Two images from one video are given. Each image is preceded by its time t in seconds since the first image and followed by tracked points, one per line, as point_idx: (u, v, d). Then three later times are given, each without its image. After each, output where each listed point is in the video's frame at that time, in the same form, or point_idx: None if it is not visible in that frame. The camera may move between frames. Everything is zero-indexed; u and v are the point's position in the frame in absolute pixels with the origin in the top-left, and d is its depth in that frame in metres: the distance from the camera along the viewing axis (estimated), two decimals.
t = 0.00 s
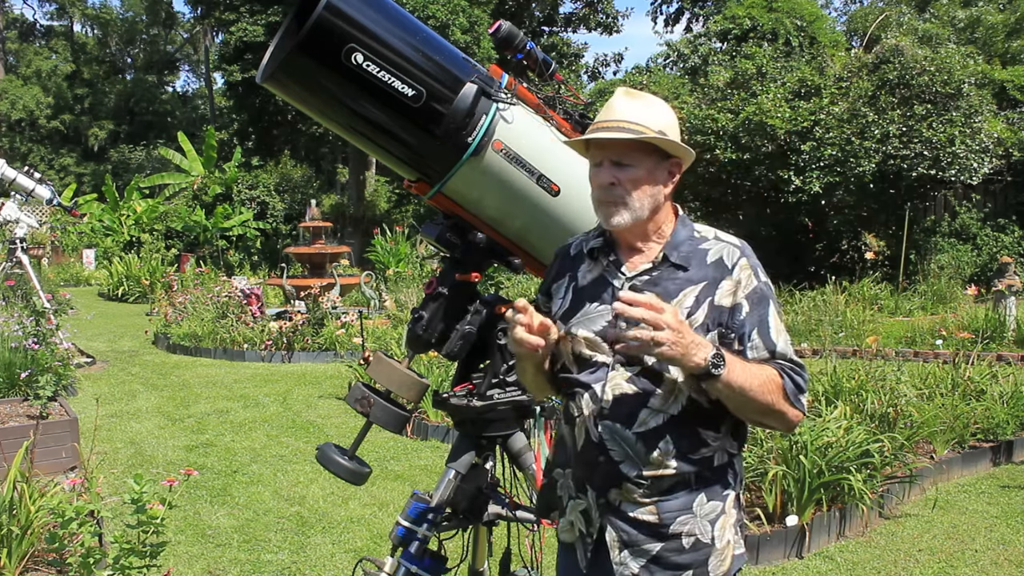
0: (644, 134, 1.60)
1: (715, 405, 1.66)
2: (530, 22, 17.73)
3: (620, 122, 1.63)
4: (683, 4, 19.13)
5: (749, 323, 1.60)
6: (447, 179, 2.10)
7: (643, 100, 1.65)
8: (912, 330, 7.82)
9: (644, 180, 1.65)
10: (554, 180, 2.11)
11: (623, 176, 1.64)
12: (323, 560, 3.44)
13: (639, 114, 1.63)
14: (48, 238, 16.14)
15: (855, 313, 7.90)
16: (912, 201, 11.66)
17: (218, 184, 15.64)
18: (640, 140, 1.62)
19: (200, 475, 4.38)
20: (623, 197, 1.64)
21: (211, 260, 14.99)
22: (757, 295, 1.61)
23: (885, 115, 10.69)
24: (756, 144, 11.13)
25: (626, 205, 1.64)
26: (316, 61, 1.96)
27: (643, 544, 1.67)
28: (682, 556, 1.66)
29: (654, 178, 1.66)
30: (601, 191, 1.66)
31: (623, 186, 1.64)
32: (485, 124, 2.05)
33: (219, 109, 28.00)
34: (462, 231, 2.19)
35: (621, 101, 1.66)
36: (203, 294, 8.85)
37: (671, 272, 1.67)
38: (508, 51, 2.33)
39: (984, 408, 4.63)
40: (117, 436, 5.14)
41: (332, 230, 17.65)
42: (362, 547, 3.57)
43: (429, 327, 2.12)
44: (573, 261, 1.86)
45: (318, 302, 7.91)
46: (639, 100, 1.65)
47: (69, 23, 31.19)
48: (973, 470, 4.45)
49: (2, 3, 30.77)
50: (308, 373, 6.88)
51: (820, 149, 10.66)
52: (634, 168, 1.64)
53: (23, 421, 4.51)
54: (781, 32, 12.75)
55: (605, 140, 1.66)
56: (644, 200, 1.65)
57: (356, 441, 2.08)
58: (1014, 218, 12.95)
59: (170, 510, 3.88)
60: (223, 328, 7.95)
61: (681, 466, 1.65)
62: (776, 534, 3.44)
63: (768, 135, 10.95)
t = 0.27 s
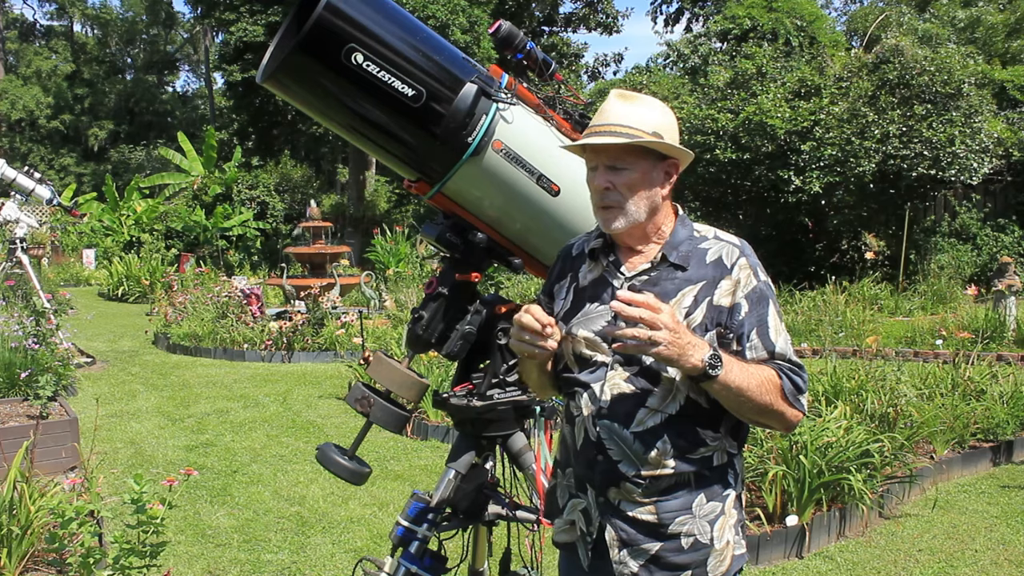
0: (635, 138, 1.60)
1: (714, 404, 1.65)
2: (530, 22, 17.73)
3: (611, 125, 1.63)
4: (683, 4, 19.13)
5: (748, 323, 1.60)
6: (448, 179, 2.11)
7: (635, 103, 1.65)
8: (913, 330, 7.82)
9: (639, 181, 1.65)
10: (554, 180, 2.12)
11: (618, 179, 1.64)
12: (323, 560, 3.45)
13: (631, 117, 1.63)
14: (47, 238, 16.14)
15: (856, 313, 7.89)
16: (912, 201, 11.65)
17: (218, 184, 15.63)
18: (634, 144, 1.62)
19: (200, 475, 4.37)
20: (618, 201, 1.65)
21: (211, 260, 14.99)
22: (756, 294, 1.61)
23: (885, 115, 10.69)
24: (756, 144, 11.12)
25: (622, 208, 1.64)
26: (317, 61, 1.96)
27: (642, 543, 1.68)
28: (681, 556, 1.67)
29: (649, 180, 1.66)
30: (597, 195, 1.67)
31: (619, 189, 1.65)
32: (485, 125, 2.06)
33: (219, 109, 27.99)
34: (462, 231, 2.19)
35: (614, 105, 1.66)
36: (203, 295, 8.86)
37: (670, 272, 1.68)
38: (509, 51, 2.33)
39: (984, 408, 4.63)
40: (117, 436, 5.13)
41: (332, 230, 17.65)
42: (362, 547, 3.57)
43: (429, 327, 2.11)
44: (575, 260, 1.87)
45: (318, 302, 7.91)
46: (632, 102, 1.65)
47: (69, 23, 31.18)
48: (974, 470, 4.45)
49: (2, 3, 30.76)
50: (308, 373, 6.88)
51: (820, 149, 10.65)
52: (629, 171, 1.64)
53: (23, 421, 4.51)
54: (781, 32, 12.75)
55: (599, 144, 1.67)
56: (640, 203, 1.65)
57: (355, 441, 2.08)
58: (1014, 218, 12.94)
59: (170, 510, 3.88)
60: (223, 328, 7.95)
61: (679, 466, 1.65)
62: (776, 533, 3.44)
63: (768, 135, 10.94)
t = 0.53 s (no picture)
0: (641, 132, 1.59)
1: (715, 404, 1.65)
2: (530, 22, 17.72)
3: (615, 122, 1.63)
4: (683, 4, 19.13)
5: (748, 322, 1.60)
6: (448, 180, 2.11)
7: (636, 101, 1.65)
8: (913, 330, 7.82)
9: (645, 177, 1.64)
10: (554, 180, 2.13)
11: (624, 176, 1.64)
12: (323, 560, 3.45)
13: (634, 113, 1.63)
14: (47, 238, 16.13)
15: (856, 313, 7.89)
16: (912, 201, 11.65)
17: (218, 184, 15.63)
18: (638, 139, 1.62)
19: (200, 475, 4.37)
20: (624, 197, 1.63)
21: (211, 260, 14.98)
22: (755, 293, 1.61)
23: (885, 115, 10.69)
24: (756, 144, 11.11)
25: (628, 204, 1.63)
26: (317, 62, 1.96)
27: (644, 544, 1.68)
28: (683, 556, 1.66)
29: (653, 175, 1.65)
30: (602, 194, 1.66)
31: (625, 186, 1.64)
32: (485, 125, 2.06)
33: (219, 109, 27.98)
34: (462, 231, 2.18)
35: (615, 102, 1.66)
36: (203, 295, 8.86)
37: (669, 272, 1.68)
38: (508, 51, 2.34)
39: (984, 408, 4.63)
40: (117, 436, 5.13)
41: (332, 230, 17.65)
42: (362, 547, 3.57)
43: (429, 327, 2.11)
44: (576, 262, 1.88)
45: (318, 302, 7.91)
46: (633, 99, 1.65)
47: (69, 23, 31.18)
48: (974, 470, 4.45)
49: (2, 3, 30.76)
50: (308, 373, 6.88)
51: (820, 150, 10.64)
52: (635, 167, 1.63)
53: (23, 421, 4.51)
54: (781, 32, 12.75)
55: (603, 140, 1.66)
56: (646, 199, 1.65)
57: (355, 441, 2.08)
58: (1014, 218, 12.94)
59: (170, 510, 3.88)
60: (223, 328, 7.95)
61: (681, 467, 1.65)
62: (776, 533, 3.43)
63: (768, 135, 10.94)
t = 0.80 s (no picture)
0: (655, 133, 1.60)
1: (721, 404, 1.66)
2: (530, 22, 17.72)
3: (627, 123, 1.61)
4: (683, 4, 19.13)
5: (754, 322, 1.60)
6: (448, 179, 2.11)
7: (640, 102, 1.65)
8: (912, 330, 7.82)
9: (657, 177, 1.63)
10: (553, 180, 2.13)
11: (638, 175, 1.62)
12: (323, 560, 3.45)
13: (642, 114, 1.62)
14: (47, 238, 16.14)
15: (856, 313, 7.90)
16: (912, 201, 11.65)
17: (218, 184, 15.62)
18: (649, 139, 1.62)
19: (200, 475, 4.38)
20: (638, 197, 1.62)
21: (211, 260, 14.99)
22: (760, 292, 1.62)
23: (885, 115, 10.69)
24: (756, 144, 11.11)
25: (643, 204, 1.61)
26: (317, 61, 1.96)
27: (652, 545, 1.68)
28: (690, 555, 1.67)
29: (662, 175, 1.65)
30: (614, 195, 1.63)
31: (639, 185, 1.62)
32: (485, 125, 2.06)
33: (219, 109, 27.97)
34: (462, 231, 2.19)
35: (622, 103, 1.64)
36: (203, 295, 8.86)
37: (674, 273, 1.67)
38: (508, 50, 2.33)
39: (984, 408, 4.63)
40: (117, 436, 5.14)
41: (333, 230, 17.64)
42: (362, 547, 3.57)
43: (428, 327, 2.11)
44: (574, 263, 1.84)
45: (318, 302, 7.90)
46: (636, 101, 1.65)
47: (69, 23, 31.20)
48: (974, 470, 4.45)
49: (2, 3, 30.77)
50: (308, 373, 6.88)
51: (820, 149, 10.63)
52: (647, 166, 1.62)
53: (23, 421, 4.51)
54: (781, 32, 12.75)
55: (614, 142, 1.63)
56: (658, 200, 1.64)
57: (355, 441, 2.08)
58: (1014, 218, 12.93)
59: (170, 510, 3.88)
60: (223, 328, 7.95)
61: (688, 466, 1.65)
62: (776, 533, 3.44)
63: (768, 135, 10.93)
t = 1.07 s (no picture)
0: (662, 133, 1.60)
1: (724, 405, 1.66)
2: (530, 22, 17.71)
3: (633, 123, 1.61)
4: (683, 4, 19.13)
5: (757, 325, 1.62)
6: (448, 179, 2.11)
7: (646, 103, 1.65)
8: (913, 330, 7.82)
9: (662, 178, 1.64)
10: (553, 180, 2.13)
11: (644, 176, 1.62)
12: (323, 560, 3.44)
13: (648, 114, 1.63)
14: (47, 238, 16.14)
15: (856, 313, 7.90)
16: (912, 201, 11.65)
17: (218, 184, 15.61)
18: (654, 139, 1.62)
19: (200, 475, 4.38)
20: (644, 197, 1.61)
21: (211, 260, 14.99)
22: (762, 295, 1.63)
23: (885, 115, 10.69)
24: (756, 144, 11.11)
25: (649, 204, 1.61)
26: (317, 61, 1.96)
27: (655, 545, 1.67)
28: (694, 554, 1.67)
29: (668, 176, 1.66)
30: (620, 195, 1.63)
31: (645, 186, 1.62)
32: (485, 125, 2.06)
33: (219, 109, 27.97)
34: (462, 232, 2.19)
35: (629, 102, 1.64)
36: (203, 295, 8.86)
37: (677, 274, 1.67)
38: (508, 50, 2.33)
39: (984, 408, 4.63)
40: (117, 436, 5.13)
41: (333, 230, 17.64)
42: (362, 547, 3.57)
43: (428, 327, 2.11)
44: (573, 264, 1.84)
45: (318, 302, 7.90)
46: (641, 102, 1.65)
47: (69, 23, 31.21)
48: (974, 470, 4.45)
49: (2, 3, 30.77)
50: (308, 373, 6.88)
51: (820, 150, 10.63)
52: (653, 166, 1.63)
53: (23, 421, 4.51)
54: (781, 32, 12.75)
55: (619, 141, 1.63)
56: (663, 201, 1.64)
57: (356, 441, 2.08)
58: (1014, 218, 12.93)
59: (169, 510, 3.88)
60: (223, 328, 7.95)
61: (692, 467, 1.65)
62: (776, 533, 3.43)
63: (768, 135, 10.93)
